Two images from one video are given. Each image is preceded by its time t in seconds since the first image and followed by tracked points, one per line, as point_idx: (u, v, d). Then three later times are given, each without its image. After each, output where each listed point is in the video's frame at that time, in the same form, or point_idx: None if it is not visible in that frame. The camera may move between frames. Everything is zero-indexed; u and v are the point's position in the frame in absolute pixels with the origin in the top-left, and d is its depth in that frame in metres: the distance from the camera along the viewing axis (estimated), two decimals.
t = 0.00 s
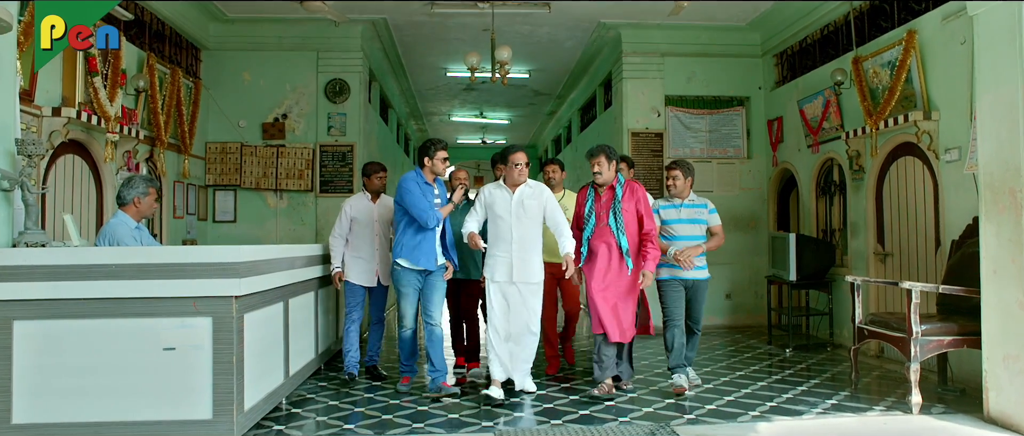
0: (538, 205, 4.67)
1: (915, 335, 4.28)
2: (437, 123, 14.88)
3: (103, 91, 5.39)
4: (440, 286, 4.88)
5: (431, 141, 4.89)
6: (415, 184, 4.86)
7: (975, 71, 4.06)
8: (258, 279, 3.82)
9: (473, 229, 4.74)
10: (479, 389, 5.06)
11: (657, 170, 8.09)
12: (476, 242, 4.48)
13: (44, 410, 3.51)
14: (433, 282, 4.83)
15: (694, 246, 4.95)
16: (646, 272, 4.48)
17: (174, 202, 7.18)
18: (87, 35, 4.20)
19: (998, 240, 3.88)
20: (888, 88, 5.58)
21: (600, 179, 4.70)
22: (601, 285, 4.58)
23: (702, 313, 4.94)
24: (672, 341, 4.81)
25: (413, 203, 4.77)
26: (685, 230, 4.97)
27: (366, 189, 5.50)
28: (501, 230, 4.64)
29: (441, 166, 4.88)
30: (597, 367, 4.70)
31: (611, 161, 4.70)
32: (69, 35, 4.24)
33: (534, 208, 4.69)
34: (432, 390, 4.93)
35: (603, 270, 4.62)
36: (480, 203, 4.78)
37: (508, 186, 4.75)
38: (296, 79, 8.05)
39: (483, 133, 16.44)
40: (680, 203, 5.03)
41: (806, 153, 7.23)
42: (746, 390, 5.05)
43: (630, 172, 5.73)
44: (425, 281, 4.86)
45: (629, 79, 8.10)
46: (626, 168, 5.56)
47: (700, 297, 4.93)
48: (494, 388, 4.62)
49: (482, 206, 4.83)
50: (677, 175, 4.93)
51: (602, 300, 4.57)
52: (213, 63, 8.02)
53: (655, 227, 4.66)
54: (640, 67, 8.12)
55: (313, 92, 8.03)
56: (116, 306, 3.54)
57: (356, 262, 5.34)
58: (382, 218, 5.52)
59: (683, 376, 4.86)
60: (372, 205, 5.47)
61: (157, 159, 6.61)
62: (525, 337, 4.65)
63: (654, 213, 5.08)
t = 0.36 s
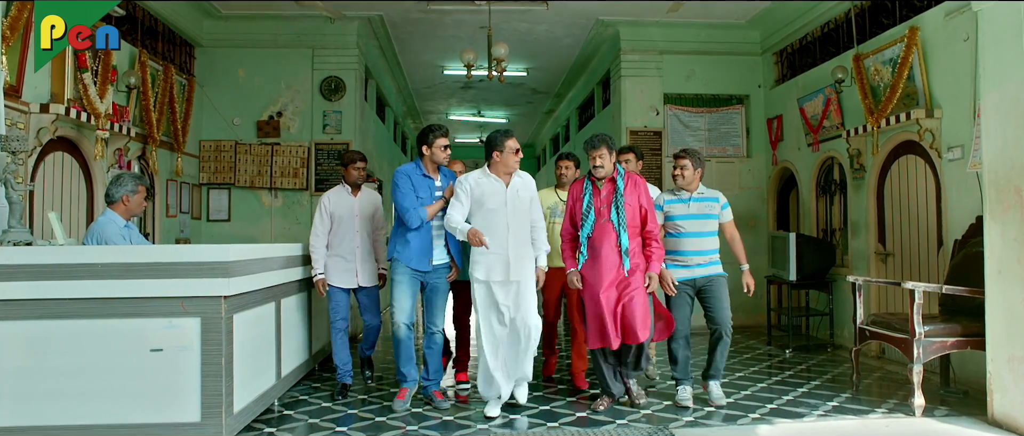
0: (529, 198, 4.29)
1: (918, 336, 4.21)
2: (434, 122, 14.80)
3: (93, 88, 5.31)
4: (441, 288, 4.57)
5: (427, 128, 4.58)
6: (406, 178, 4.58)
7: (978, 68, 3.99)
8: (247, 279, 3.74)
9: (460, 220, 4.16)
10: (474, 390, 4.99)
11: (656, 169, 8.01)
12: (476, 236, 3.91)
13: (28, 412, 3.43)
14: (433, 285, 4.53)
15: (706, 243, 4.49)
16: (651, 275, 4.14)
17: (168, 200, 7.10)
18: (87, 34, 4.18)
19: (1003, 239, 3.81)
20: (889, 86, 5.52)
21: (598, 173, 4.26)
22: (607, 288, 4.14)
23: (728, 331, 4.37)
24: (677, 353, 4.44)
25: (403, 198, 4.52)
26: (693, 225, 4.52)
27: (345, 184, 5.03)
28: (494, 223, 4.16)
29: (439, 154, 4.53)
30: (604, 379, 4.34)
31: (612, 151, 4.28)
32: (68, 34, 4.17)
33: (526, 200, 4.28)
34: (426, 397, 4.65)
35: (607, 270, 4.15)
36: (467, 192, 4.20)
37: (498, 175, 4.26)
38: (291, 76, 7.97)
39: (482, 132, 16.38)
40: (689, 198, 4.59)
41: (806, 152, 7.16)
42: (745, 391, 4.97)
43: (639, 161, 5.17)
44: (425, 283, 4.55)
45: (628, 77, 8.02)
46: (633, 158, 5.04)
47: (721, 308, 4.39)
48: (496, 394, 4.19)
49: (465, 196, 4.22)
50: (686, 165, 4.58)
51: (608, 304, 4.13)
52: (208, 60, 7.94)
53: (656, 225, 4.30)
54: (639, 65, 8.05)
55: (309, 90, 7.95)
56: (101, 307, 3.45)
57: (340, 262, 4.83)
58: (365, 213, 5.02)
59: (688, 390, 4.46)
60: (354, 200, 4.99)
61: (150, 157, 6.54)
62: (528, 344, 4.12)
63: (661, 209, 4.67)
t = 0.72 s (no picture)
0: (528, 196, 3.68)
1: (921, 335, 4.14)
2: (433, 118, 14.73)
3: (84, 83, 5.24)
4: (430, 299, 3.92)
5: (401, 126, 3.76)
6: (374, 186, 3.87)
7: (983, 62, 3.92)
8: (238, 277, 3.66)
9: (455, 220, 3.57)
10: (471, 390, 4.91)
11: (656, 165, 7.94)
12: (469, 236, 3.35)
13: (16, 413, 3.37)
14: (420, 297, 3.90)
15: (726, 243, 4.05)
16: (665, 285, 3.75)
17: (162, 197, 7.03)
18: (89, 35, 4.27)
19: (1008, 237, 3.74)
20: (892, 81, 5.45)
21: (609, 166, 3.81)
22: (610, 292, 3.69)
23: (745, 346, 3.92)
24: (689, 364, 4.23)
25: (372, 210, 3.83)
26: (714, 223, 4.08)
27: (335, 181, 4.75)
28: (488, 222, 3.56)
29: (409, 156, 3.74)
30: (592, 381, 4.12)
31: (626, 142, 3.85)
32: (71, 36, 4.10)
33: (526, 198, 3.66)
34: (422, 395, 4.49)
35: (614, 275, 3.69)
36: (461, 187, 3.60)
37: (496, 169, 3.64)
38: (287, 72, 7.89)
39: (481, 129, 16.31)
40: (711, 191, 4.13)
41: (807, 149, 7.08)
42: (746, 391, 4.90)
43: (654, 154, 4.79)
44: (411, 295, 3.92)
45: (627, 73, 7.95)
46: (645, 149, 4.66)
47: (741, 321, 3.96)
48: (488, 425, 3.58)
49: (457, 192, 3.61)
50: (710, 156, 4.06)
51: (610, 312, 3.69)
52: (202, 56, 7.86)
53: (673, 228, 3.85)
54: (639, 61, 7.98)
55: (305, 86, 7.86)
56: (88, 306, 3.38)
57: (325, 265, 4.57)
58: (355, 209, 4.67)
59: (691, 389, 4.38)
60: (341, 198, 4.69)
61: (143, 154, 6.48)
62: (519, 362, 3.53)
63: (682, 204, 4.23)
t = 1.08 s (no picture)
0: (529, 184, 3.47)
1: (933, 333, 4.05)
2: (439, 114, 14.68)
3: (84, 78, 5.20)
4: (405, 289, 3.43)
5: (382, 104, 3.33)
6: (351, 167, 3.53)
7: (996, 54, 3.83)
8: (237, 273, 3.61)
9: (446, 212, 3.35)
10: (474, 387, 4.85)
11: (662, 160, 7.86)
12: (457, 235, 3.12)
13: (13, 410, 3.33)
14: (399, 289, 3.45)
15: (747, 242, 3.62)
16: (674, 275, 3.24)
17: (165, 193, 7.00)
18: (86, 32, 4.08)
19: None
20: (903, 75, 5.35)
21: (614, 148, 3.48)
22: (615, 291, 3.36)
23: (760, 352, 3.62)
24: (713, 367, 3.59)
25: (344, 192, 3.47)
26: (733, 220, 3.65)
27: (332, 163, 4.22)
28: (485, 215, 3.37)
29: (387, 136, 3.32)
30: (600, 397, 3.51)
31: (629, 125, 3.44)
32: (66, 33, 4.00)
33: (525, 188, 3.45)
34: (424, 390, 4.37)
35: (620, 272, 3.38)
36: (452, 177, 3.40)
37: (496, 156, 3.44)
38: (290, 67, 7.83)
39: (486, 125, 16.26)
40: (729, 184, 3.71)
41: (815, 144, 6.99)
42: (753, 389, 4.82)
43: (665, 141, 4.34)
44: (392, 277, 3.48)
45: (633, 67, 7.86)
46: (655, 136, 4.20)
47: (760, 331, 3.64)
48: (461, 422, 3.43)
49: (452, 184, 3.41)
50: (730, 148, 3.62)
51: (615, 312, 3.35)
52: (206, 51, 7.83)
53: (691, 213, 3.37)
54: (645, 55, 7.89)
55: (308, 81, 7.81)
56: (86, 302, 3.34)
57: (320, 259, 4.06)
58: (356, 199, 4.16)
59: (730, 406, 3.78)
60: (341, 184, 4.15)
61: (146, 149, 6.47)
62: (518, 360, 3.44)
63: (697, 199, 3.79)
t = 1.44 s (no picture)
0: (527, 169, 3.19)
1: (959, 330, 3.96)
2: (455, 109, 14.67)
3: (100, 74, 5.22)
4: (410, 297, 3.18)
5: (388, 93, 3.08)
6: (352, 156, 3.25)
7: None
8: (249, 268, 3.59)
9: (440, 206, 3.04)
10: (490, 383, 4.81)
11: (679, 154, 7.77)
12: (461, 232, 2.85)
13: (28, 405, 3.34)
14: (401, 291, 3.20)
15: (771, 236, 3.29)
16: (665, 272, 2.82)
17: (181, 189, 7.04)
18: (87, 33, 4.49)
19: None
20: (927, 65, 5.21)
21: (621, 141, 3.12)
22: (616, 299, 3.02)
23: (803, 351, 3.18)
24: (733, 380, 3.32)
25: (344, 184, 3.21)
26: (756, 213, 3.30)
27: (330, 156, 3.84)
28: (484, 209, 3.08)
29: (395, 126, 3.09)
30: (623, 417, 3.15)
31: (639, 115, 3.08)
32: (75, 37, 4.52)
33: (523, 176, 3.16)
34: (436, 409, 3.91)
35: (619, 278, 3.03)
36: (445, 167, 3.10)
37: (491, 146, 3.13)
38: (305, 62, 7.82)
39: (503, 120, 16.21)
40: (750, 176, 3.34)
41: (836, 137, 6.86)
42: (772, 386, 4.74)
43: (683, 126, 3.88)
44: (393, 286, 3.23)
45: (650, 60, 7.77)
46: (672, 121, 3.77)
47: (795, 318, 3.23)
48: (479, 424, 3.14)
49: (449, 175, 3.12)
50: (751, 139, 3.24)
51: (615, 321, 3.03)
52: (221, 47, 7.85)
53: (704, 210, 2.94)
54: (662, 48, 7.80)
55: (323, 76, 7.79)
56: (99, 298, 3.34)
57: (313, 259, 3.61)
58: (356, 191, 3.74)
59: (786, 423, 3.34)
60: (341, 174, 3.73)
61: (162, 145, 6.52)
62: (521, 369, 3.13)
63: (712, 191, 3.42)
